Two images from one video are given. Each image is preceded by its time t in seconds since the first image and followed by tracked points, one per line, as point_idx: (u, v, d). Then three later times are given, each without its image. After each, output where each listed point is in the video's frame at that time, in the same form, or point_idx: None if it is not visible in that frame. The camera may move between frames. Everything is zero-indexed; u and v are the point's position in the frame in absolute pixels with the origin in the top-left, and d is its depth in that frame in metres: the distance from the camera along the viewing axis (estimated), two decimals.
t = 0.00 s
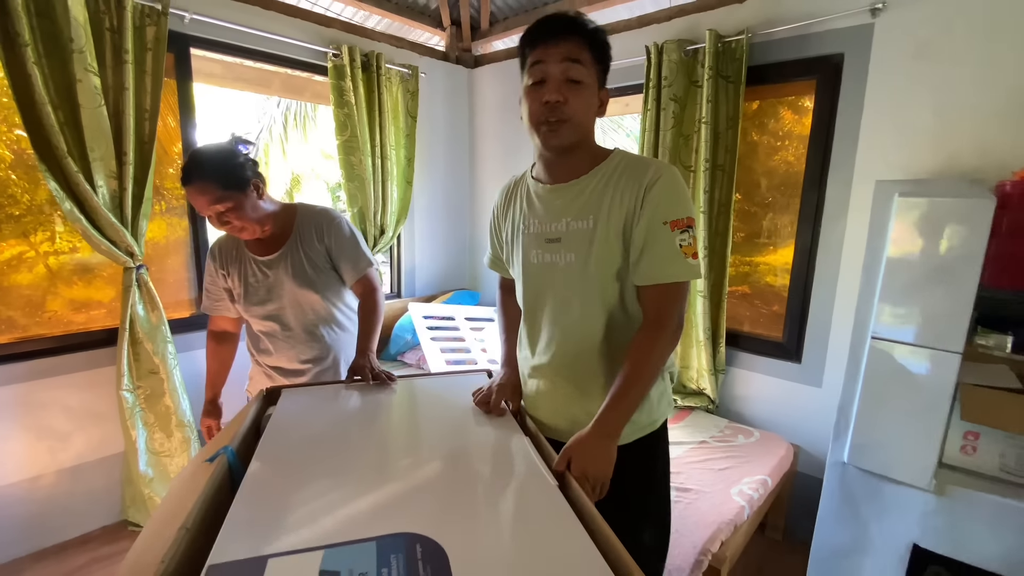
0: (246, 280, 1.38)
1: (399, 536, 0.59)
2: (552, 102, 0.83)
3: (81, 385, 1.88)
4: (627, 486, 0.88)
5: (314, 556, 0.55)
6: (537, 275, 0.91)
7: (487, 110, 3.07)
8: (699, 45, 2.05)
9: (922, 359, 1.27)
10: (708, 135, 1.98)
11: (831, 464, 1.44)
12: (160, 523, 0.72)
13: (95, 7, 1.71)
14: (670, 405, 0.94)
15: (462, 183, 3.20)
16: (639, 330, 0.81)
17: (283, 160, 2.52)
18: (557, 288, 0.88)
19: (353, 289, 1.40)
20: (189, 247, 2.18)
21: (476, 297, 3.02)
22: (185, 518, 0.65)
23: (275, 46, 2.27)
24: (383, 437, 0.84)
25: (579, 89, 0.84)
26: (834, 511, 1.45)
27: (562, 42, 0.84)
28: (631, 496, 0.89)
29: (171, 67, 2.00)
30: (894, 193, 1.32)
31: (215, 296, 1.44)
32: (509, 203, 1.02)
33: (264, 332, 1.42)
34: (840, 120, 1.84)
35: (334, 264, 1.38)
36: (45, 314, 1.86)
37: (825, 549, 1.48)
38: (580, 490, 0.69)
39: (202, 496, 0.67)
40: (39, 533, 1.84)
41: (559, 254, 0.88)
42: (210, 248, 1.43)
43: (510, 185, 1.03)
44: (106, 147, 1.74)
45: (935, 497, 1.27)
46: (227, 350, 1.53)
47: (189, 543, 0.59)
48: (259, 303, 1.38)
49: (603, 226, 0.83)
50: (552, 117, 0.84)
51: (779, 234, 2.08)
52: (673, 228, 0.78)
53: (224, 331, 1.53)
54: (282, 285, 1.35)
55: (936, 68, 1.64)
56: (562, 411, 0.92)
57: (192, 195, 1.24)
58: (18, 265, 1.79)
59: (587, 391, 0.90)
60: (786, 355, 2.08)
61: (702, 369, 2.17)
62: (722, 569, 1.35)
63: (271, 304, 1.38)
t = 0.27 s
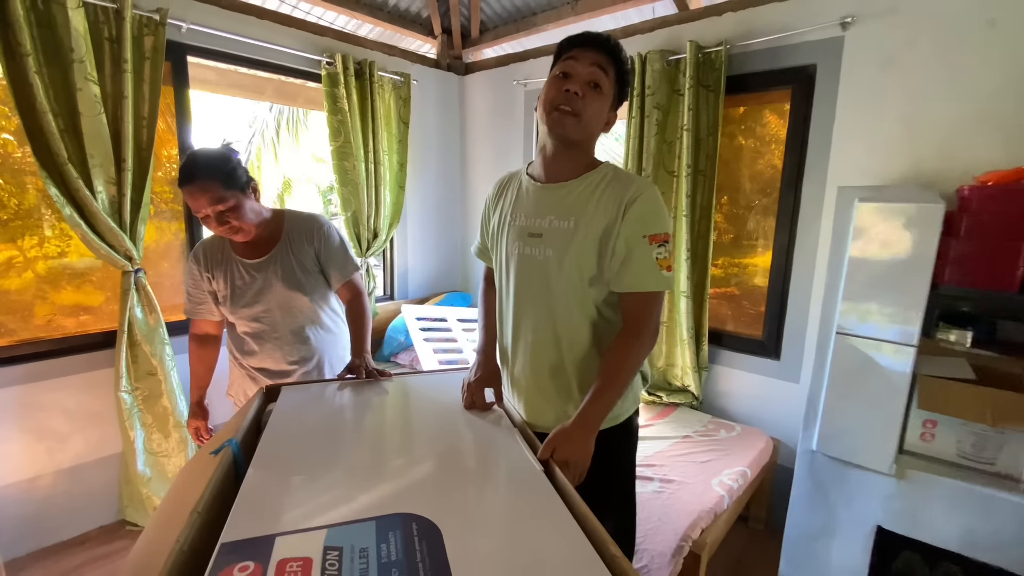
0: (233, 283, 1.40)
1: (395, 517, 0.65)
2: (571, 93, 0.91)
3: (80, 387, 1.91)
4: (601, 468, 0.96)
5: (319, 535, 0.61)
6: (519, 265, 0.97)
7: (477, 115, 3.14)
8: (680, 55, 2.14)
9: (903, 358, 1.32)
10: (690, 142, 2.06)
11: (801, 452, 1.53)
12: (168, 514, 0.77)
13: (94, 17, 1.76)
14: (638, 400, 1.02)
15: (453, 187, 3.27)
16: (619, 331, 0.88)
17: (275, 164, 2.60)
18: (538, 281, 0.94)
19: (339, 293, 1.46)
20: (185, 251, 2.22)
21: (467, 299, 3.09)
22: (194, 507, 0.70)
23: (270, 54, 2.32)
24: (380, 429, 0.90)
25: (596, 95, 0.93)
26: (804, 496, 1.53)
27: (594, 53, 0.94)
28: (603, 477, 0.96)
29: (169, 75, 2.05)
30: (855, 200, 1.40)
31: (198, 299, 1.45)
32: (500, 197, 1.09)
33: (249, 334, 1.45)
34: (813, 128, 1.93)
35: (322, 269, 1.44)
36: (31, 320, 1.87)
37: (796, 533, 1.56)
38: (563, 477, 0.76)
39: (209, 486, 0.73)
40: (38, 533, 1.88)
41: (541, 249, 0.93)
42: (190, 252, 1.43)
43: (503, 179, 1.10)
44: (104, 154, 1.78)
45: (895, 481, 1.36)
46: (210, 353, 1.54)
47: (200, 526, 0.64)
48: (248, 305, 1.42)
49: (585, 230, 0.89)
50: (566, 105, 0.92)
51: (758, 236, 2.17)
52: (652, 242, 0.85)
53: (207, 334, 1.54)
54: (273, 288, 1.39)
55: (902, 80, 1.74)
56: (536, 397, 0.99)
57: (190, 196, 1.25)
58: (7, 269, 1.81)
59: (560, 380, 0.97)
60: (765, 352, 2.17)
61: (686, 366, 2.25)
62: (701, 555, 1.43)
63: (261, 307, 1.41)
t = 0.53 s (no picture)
0: (223, 290, 1.43)
1: (387, 511, 0.70)
2: (553, 126, 0.97)
3: (70, 396, 1.92)
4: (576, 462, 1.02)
5: (316, 528, 0.66)
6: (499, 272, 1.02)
7: (465, 125, 3.20)
8: (660, 69, 2.23)
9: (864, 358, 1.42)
10: (669, 152, 2.14)
11: (773, 448, 1.61)
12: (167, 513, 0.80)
13: (87, 31, 1.79)
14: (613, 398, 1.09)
15: (442, 195, 3.32)
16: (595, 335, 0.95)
17: (263, 172, 2.78)
18: (517, 287, 1.00)
19: (328, 304, 1.50)
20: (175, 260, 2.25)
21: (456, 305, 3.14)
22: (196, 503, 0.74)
23: (261, 66, 2.37)
24: (372, 430, 0.95)
25: (576, 126, 0.99)
26: (778, 491, 1.61)
27: (579, 84, 0.99)
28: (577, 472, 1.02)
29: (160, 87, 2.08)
30: (818, 209, 1.50)
31: (185, 307, 1.47)
32: (480, 208, 1.14)
33: (236, 342, 1.47)
34: (786, 140, 2.03)
35: (313, 279, 1.48)
36: (16, 329, 1.88)
37: (772, 527, 1.63)
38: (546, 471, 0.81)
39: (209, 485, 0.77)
40: (27, 542, 1.88)
41: (520, 257, 0.99)
42: (177, 261, 1.44)
43: (483, 191, 1.15)
44: (97, 165, 1.81)
45: (860, 474, 1.44)
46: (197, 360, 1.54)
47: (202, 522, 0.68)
48: (237, 313, 1.44)
49: (561, 239, 0.95)
50: (547, 137, 0.98)
51: (736, 243, 2.26)
52: (623, 251, 0.92)
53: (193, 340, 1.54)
54: (263, 297, 1.43)
55: (868, 94, 1.83)
56: (518, 397, 1.05)
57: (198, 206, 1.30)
58: None
59: (541, 380, 1.03)
60: (744, 355, 2.25)
61: (668, 369, 2.32)
62: (681, 549, 1.48)
63: (251, 315, 1.44)
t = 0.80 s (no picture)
0: (228, 295, 1.43)
1: (389, 506, 0.73)
2: (532, 142, 1.02)
3: (67, 401, 1.93)
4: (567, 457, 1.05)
5: (321, 523, 0.69)
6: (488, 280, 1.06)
7: (459, 131, 3.24)
8: (649, 76, 2.28)
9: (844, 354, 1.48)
10: (659, 157, 2.19)
11: (761, 444, 1.66)
12: (172, 516, 0.83)
13: (84, 39, 1.81)
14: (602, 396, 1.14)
15: (436, 200, 3.36)
16: (581, 334, 0.98)
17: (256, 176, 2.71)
18: (505, 293, 1.04)
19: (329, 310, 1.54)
20: (171, 265, 2.27)
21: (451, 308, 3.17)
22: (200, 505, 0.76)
23: (256, 73, 2.40)
24: (371, 430, 0.98)
25: (555, 140, 1.04)
26: (766, 486, 1.66)
27: (556, 99, 1.03)
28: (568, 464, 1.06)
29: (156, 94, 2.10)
30: (800, 213, 1.56)
31: (186, 311, 1.46)
32: (469, 220, 1.18)
33: (239, 346, 1.48)
34: (772, 145, 2.08)
35: (316, 285, 1.52)
36: (5, 336, 1.88)
37: (760, 521, 1.68)
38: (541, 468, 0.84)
39: (213, 486, 0.79)
40: (24, 548, 1.88)
41: (506, 264, 1.03)
42: (177, 265, 1.42)
43: (470, 204, 1.19)
44: (94, 172, 1.83)
45: (844, 468, 1.49)
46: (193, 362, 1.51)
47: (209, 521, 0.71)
48: (241, 317, 1.45)
49: (544, 244, 0.99)
50: (527, 152, 1.02)
51: (724, 245, 2.31)
52: (604, 252, 0.95)
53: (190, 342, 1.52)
54: (270, 302, 1.46)
55: (850, 101, 1.89)
56: (511, 397, 1.09)
57: (216, 207, 1.31)
58: None
59: (531, 380, 1.07)
60: (733, 355, 2.30)
61: (660, 369, 2.37)
62: (674, 544, 1.52)
63: (256, 319, 1.46)
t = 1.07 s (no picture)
0: (237, 295, 1.45)
1: (391, 501, 0.75)
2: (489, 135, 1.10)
3: (53, 406, 1.91)
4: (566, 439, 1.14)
5: (324, 518, 0.70)
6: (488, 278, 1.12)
7: (446, 132, 3.26)
8: (634, 81, 2.34)
9: (825, 349, 1.53)
10: (645, 159, 2.25)
11: (745, 436, 1.71)
12: (168, 515, 0.82)
13: (69, 40, 1.80)
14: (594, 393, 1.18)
15: (424, 201, 3.37)
16: (576, 327, 1.01)
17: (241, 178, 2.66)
18: (502, 288, 1.09)
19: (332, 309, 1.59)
20: (159, 268, 2.27)
21: (439, 309, 3.18)
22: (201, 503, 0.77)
23: (243, 75, 2.39)
24: (370, 425, 1.01)
25: (510, 124, 1.09)
26: (750, 476, 1.72)
27: (501, 95, 1.12)
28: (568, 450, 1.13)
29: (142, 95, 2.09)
30: (781, 214, 1.61)
31: (192, 313, 1.44)
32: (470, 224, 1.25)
33: (247, 345, 1.49)
34: (753, 147, 2.15)
35: (320, 287, 1.58)
36: None
37: (745, 510, 1.73)
38: (536, 460, 0.87)
39: (214, 485, 0.79)
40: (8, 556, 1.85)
41: (503, 260, 1.09)
42: (184, 266, 1.41)
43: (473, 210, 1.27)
44: (80, 173, 1.82)
45: (824, 457, 1.55)
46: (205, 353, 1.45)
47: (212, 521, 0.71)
48: (251, 317, 1.47)
49: (537, 239, 1.03)
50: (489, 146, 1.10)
51: (709, 245, 2.38)
52: (595, 245, 0.99)
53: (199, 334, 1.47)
54: (279, 303, 1.49)
55: (826, 105, 1.97)
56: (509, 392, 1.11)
57: (240, 198, 1.37)
58: None
59: (529, 374, 1.10)
60: (717, 351, 2.36)
61: (647, 367, 2.42)
62: (663, 536, 1.56)
63: (265, 319, 1.48)
